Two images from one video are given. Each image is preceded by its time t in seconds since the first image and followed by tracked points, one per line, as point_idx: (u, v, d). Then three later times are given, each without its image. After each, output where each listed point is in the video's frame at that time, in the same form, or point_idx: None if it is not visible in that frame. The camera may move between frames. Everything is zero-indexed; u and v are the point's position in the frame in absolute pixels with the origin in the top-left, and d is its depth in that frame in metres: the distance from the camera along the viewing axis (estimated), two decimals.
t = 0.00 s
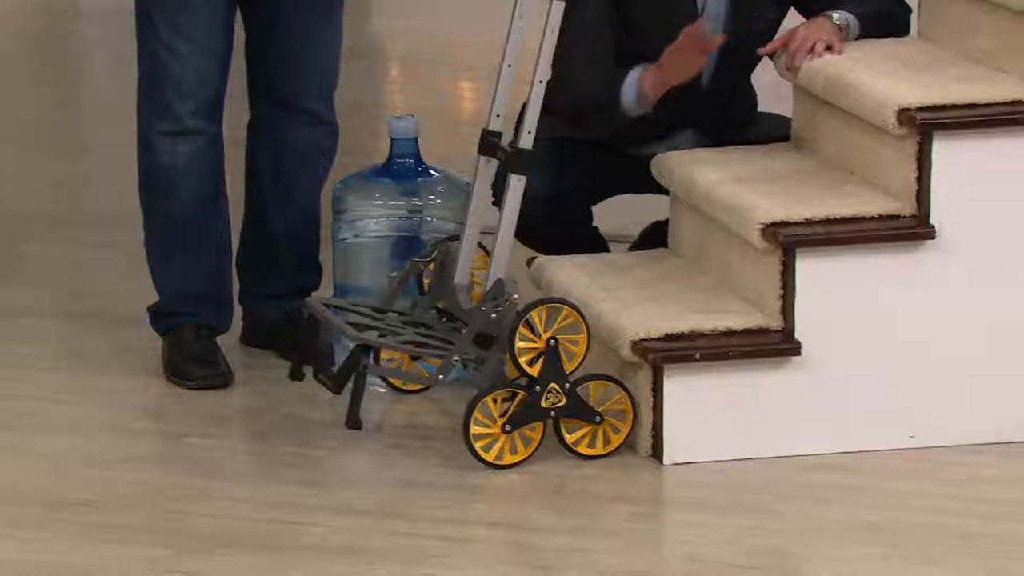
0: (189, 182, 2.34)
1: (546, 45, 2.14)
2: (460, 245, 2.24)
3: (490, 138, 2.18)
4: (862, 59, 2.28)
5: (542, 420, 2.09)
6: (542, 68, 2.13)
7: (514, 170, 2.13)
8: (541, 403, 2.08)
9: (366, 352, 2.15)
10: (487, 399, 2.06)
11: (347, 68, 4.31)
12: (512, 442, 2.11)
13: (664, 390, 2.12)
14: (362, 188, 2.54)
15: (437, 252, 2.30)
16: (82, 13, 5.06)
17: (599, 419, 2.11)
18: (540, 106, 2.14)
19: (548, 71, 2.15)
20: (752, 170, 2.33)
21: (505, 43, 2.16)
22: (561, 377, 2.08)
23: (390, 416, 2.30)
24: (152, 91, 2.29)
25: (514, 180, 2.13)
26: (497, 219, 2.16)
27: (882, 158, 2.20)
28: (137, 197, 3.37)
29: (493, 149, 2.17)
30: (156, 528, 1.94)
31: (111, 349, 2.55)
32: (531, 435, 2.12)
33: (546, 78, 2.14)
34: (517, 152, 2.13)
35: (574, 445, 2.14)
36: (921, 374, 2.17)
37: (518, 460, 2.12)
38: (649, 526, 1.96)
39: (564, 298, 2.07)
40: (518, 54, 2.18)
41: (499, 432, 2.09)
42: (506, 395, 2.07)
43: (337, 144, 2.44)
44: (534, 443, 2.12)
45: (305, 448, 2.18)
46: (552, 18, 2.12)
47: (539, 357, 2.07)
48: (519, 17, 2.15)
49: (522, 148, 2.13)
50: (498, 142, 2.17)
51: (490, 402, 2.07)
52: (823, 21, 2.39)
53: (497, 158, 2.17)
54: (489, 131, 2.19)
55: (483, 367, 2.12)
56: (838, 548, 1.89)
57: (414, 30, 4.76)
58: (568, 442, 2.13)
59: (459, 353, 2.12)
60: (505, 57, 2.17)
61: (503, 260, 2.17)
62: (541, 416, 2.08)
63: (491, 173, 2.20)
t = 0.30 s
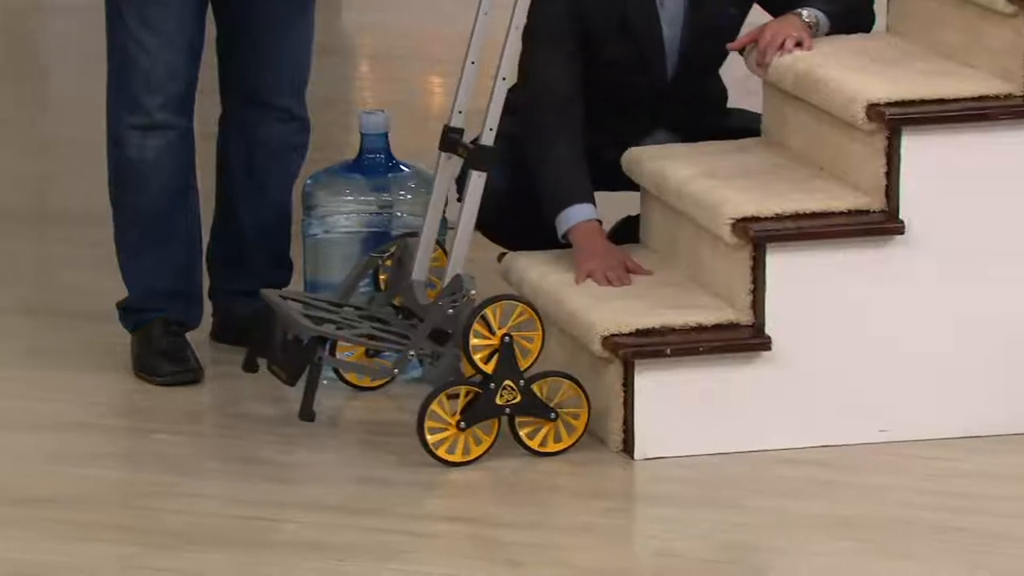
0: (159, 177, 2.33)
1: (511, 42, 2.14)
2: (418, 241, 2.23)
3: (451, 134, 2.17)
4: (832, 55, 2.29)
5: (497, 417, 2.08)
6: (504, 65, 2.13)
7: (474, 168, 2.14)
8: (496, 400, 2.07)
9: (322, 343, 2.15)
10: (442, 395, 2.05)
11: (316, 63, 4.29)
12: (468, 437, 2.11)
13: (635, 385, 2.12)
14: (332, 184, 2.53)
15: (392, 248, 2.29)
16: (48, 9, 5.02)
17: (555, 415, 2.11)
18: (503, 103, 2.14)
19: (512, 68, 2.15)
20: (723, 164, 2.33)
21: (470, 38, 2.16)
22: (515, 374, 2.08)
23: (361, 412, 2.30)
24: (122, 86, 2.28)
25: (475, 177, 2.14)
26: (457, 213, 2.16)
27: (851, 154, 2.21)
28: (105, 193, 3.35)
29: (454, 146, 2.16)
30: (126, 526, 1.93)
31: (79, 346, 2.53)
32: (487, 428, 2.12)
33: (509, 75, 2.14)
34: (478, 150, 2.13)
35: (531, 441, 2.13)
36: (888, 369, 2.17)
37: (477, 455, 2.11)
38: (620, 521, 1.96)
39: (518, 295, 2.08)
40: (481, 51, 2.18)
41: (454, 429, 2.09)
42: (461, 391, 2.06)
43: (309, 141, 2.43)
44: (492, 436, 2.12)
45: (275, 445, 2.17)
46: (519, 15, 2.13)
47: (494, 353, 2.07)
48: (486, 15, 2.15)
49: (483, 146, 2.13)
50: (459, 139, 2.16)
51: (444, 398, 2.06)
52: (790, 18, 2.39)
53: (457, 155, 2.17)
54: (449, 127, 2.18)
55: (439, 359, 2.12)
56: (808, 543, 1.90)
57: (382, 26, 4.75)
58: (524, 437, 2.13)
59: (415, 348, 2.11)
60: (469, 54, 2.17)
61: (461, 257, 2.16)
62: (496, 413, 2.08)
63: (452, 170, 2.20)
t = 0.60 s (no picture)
0: (144, 176, 2.32)
1: (491, 44, 2.14)
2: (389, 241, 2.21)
3: (427, 134, 2.18)
4: (815, 55, 2.29)
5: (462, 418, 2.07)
6: (483, 67, 2.13)
7: (450, 169, 2.14)
8: (461, 401, 2.06)
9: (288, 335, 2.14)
10: (407, 394, 2.04)
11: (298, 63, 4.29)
12: (434, 437, 2.09)
13: (619, 383, 2.12)
14: (315, 183, 2.52)
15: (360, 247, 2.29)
16: (28, 8, 5.01)
17: (521, 416, 2.10)
18: (481, 105, 2.14)
19: (492, 69, 2.16)
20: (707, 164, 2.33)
21: (449, 39, 2.16)
22: (481, 375, 2.07)
23: (344, 411, 2.29)
24: (108, 85, 2.28)
25: (449, 177, 2.15)
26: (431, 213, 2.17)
27: (835, 153, 2.21)
28: (88, 192, 3.34)
29: (430, 146, 2.17)
30: (109, 526, 1.93)
31: (62, 345, 2.53)
32: (454, 428, 2.10)
33: (488, 77, 2.14)
34: (455, 151, 2.14)
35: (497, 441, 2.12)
36: (871, 368, 2.18)
37: (442, 456, 2.10)
38: (604, 520, 1.96)
39: (486, 296, 2.08)
40: (460, 52, 2.18)
41: (420, 429, 2.07)
42: (426, 391, 2.05)
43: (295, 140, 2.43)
44: (458, 436, 2.11)
45: (258, 444, 2.17)
46: (500, 16, 2.13)
47: (460, 354, 2.07)
48: (467, 17, 2.15)
49: (460, 146, 2.14)
50: (435, 139, 2.17)
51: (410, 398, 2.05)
52: (769, 18, 2.39)
53: (434, 156, 2.17)
54: (426, 128, 2.18)
55: (405, 358, 2.12)
56: (792, 542, 1.90)
57: (364, 25, 4.75)
58: (493, 437, 2.12)
59: (383, 344, 2.12)
60: (449, 55, 2.16)
61: (433, 257, 2.17)
62: (461, 414, 2.06)
63: (428, 169, 2.21)
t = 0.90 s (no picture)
0: (142, 175, 2.32)
1: (484, 45, 2.13)
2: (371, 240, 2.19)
3: (414, 135, 2.15)
4: (812, 54, 2.28)
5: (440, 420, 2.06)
6: (474, 69, 2.13)
7: (436, 170, 2.14)
8: (440, 403, 2.05)
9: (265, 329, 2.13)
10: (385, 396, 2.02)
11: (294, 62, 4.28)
12: (411, 441, 2.08)
13: (615, 383, 2.11)
14: (309, 182, 2.50)
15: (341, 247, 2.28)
16: (22, 8, 4.99)
17: (500, 418, 2.09)
18: (470, 107, 2.14)
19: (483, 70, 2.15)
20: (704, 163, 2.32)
21: (440, 40, 2.15)
22: (459, 376, 2.06)
23: (339, 412, 2.28)
24: (106, 85, 2.27)
25: (437, 178, 2.14)
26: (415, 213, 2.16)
27: (833, 152, 2.20)
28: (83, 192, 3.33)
29: (417, 146, 2.15)
30: (105, 527, 1.92)
31: (58, 345, 2.52)
32: (432, 432, 2.10)
33: (479, 78, 2.14)
34: (444, 151, 2.13)
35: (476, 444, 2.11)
36: (868, 368, 2.17)
37: (421, 458, 2.09)
38: (601, 521, 1.95)
39: (462, 298, 2.09)
40: (451, 53, 2.17)
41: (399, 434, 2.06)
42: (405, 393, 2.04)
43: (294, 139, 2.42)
44: (435, 439, 2.09)
45: (253, 445, 2.16)
46: (494, 18, 2.12)
47: (437, 356, 2.06)
48: (460, 18, 2.14)
49: (448, 147, 2.14)
50: (422, 140, 2.15)
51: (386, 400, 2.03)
52: (767, 19, 2.38)
53: (421, 156, 2.15)
54: (412, 129, 2.16)
55: (384, 357, 2.11)
56: (790, 542, 1.89)
57: (359, 24, 4.74)
58: (473, 440, 2.11)
59: (361, 342, 2.11)
60: (439, 56, 2.15)
61: (415, 257, 2.15)
62: (439, 416, 2.06)
63: (415, 168, 2.19)
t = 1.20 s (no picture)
0: (140, 174, 2.30)
1: (479, 46, 2.12)
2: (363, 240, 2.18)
3: (407, 135, 2.14)
4: (811, 52, 2.27)
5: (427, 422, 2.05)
6: (469, 70, 2.11)
7: (429, 170, 2.13)
8: (428, 405, 2.04)
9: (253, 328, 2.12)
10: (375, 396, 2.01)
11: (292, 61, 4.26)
12: (400, 442, 2.07)
13: (615, 384, 2.10)
14: (308, 182, 2.49)
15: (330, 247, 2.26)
16: (19, 7, 4.98)
17: (488, 420, 2.08)
18: (465, 108, 2.13)
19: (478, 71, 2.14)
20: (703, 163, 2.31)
21: (435, 41, 2.13)
22: (447, 378, 2.05)
23: (337, 412, 2.27)
24: (104, 84, 2.26)
25: (429, 179, 2.13)
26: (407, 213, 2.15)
27: (833, 151, 2.19)
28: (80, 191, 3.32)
29: (411, 147, 2.14)
30: (102, 527, 1.91)
31: (56, 345, 2.51)
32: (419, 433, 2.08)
33: (474, 80, 2.12)
34: (438, 152, 2.12)
35: (465, 446, 2.09)
36: (868, 368, 2.16)
37: (411, 459, 2.08)
38: (600, 521, 1.94)
39: (451, 299, 2.07)
40: (446, 54, 2.15)
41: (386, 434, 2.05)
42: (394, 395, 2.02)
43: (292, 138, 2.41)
44: (424, 440, 2.08)
45: (251, 446, 2.15)
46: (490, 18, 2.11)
47: (425, 357, 2.05)
48: (456, 18, 2.13)
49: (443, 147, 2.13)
50: (414, 140, 2.14)
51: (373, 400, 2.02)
52: (767, 18, 2.37)
53: (414, 157, 2.14)
54: (405, 129, 2.15)
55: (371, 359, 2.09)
56: (790, 542, 1.88)
57: (357, 23, 4.72)
58: (461, 442, 2.09)
59: (349, 343, 2.10)
60: (434, 57, 2.14)
61: (406, 257, 2.15)
62: (427, 417, 2.04)
63: (409, 167, 2.18)
